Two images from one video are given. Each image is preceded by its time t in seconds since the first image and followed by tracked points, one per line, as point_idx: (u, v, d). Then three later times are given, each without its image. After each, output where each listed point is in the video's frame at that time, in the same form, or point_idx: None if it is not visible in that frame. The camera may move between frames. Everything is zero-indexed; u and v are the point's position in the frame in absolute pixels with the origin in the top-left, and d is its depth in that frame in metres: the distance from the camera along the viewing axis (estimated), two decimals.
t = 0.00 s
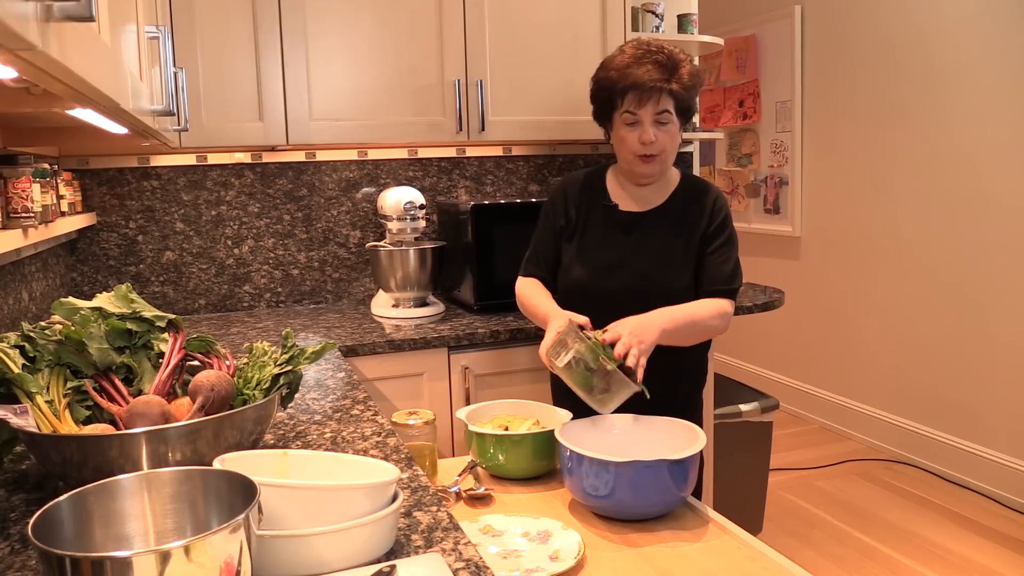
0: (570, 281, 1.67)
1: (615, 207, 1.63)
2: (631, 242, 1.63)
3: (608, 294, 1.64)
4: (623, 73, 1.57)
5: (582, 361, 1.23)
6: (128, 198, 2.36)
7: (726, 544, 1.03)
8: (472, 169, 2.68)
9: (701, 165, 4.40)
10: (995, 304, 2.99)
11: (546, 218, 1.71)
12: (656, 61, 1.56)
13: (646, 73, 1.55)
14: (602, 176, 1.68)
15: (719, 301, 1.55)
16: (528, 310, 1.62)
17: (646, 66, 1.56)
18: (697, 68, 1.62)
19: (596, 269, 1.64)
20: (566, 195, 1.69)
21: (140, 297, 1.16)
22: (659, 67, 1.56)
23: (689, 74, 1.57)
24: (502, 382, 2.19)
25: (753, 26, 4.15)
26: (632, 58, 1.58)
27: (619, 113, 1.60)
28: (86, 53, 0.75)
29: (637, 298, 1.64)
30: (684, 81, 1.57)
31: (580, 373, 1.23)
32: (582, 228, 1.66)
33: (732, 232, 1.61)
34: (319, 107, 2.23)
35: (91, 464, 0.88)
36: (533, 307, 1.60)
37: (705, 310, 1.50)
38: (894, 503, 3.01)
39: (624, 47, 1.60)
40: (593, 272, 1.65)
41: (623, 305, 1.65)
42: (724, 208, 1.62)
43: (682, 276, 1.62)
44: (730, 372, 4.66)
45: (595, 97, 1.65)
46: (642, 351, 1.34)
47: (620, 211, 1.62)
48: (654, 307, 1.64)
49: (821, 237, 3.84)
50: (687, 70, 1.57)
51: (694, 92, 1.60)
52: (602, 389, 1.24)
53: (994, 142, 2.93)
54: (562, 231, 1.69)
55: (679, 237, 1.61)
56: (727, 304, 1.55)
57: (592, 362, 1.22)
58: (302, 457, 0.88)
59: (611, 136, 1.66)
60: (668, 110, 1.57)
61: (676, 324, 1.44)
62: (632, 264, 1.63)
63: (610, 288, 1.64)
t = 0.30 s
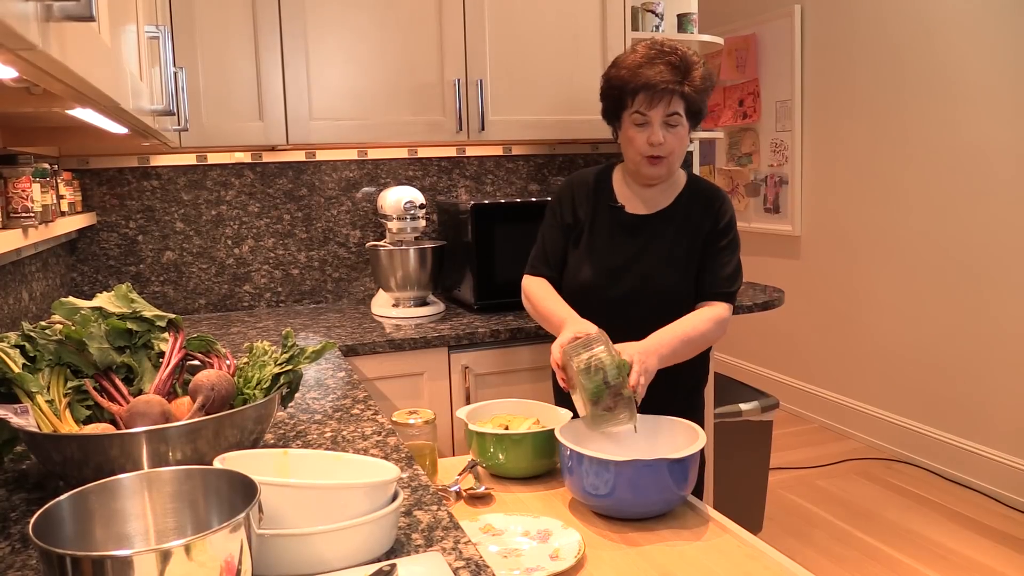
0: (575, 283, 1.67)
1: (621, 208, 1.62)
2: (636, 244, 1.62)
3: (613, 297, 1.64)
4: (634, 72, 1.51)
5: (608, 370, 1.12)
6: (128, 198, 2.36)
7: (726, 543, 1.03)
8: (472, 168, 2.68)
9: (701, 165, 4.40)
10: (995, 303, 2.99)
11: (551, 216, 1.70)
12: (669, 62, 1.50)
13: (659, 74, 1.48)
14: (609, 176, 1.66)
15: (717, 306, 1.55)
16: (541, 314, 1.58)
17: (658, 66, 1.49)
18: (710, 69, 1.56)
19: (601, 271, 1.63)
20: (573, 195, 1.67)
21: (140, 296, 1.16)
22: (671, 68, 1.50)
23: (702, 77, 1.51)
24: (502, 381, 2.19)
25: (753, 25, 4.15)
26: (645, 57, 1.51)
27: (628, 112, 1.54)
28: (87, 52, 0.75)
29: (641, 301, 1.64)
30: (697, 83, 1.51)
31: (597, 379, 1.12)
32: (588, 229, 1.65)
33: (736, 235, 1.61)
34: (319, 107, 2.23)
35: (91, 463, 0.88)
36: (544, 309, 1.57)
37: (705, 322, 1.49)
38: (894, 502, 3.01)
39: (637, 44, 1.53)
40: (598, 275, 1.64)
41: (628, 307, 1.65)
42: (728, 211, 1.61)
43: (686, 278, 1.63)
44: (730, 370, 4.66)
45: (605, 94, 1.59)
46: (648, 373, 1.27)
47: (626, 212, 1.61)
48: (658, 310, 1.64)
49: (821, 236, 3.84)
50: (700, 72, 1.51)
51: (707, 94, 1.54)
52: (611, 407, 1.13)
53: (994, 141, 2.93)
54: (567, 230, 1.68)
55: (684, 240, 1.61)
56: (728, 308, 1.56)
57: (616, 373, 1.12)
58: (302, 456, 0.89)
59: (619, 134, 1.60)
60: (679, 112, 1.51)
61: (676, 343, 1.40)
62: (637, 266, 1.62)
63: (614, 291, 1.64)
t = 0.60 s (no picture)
0: (577, 284, 1.67)
1: (625, 208, 1.62)
2: (638, 245, 1.62)
3: (615, 298, 1.64)
4: (636, 71, 1.51)
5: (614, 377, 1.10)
6: (128, 198, 2.36)
7: (726, 542, 1.03)
8: (472, 168, 2.68)
9: (701, 164, 4.40)
10: (995, 301, 2.98)
11: (553, 216, 1.70)
12: (672, 62, 1.50)
13: (661, 73, 1.48)
14: (611, 175, 1.66)
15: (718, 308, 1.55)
16: (546, 319, 1.56)
17: (661, 66, 1.49)
18: (715, 70, 1.55)
19: (603, 271, 1.63)
20: (575, 195, 1.67)
21: (140, 296, 1.16)
22: (675, 68, 1.50)
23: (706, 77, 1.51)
24: (502, 381, 2.19)
25: (752, 24, 4.15)
26: (649, 56, 1.51)
27: (630, 112, 1.54)
28: (86, 52, 0.75)
29: (643, 302, 1.64)
30: (700, 84, 1.51)
31: (602, 384, 1.10)
32: (591, 230, 1.65)
33: (738, 236, 1.62)
34: (319, 107, 2.23)
35: (91, 464, 0.88)
36: (548, 312, 1.56)
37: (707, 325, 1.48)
38: (894, 501, 3.01)
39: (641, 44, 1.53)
40: (600, 275, 1.64)
41: (629, 308, 1.65)
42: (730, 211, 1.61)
43: (687, 280, 1.63)
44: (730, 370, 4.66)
45: (608, 92, 1.59)
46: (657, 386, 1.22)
47: (629, 213, 1.61)
48: (659, 311, 1.65)
49: (821, 235, 3.84)
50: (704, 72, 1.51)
51: (711, 95, 1.54)
52: (612, 414, 1.11)
53: (994, 140, 2.93)
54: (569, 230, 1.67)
55: (686, 241, 1.61)
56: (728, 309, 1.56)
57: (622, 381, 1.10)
58: (302, 456, 0.89)
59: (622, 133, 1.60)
60: (681, 113, 1.50)
61: (678, 354, 1.36)
62: (639, 267, 1.62)
63: (616, 292, 1.64)
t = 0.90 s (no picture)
0: (577, 284, 1.67)
1: (625, 209, 1.61)
2: (639, 246, 1.62)
3: (616, 299, 1.64)
4: (636, 71, 1.50)
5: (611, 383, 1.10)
6: (128, 198, 2.37)
7: (726, 541, 1.03)
8: (472, 167, 2.68)
9: (700, 163, 4.40)
10: (994, 300, 2.99)
11: (553, 216, 1.70)
12: (672, 64, 1.50)
13: (661, 73, 1.48)
14: (611, 175, 1.66)
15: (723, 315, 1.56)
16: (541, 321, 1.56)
17: (661, 66, 1.49)
18: (714, 69, 1.55)
19: (603, 272, 1.63)
20: (575, 196, 1.67)
21: (139, 296, 1.16)
22: (674, 68, 1.50)
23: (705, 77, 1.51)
24: (502, 380, 2.19)
25: (752, 24, 4.15)
26: (649, 56, 1.51)
27: (629, 112, 1.54)
28: (85, 52, 0.75)
29: (643, 302, 1.64)
30: (700, 85, 1.51)
31: (598, 390, 1.10)
32: (591, 230, 1.65)
33: (738, 236, 1.62)
34: (318, 107, 2.23)
35: (90, 463, 0.88)
36: (543, 314, 1.56)
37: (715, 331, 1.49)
38: (894, 500, 3.01)
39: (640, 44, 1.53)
40: (601, 276, 1.64)
41: (630, 308, 1.65)
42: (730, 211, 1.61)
43: (688, 282, 1.63)
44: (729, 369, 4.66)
45: (607, 92, 1.59)
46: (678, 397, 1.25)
47: (630, 214, 1.61)
48: (660, 312, 1.65)
49: (820, 234, 3.84)
50: (703, 72, 1.51)
51: (710, 95, 1.54)
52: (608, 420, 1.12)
53: (993, 139, 2.93)
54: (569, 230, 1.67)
55: (686, 242, 1.61)
56: (730, 311, 1.57)
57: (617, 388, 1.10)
58: (302, 455, 0.89)
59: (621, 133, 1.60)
60: (681, 113, 1.50)
61: (697, 362, 1.38)
62: (639, 268, 1.62)
63: (617, 293, 1.64)
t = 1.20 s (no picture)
0: (578, 287, 1.67)
1: (625, 211, 1.61)
2: (639, 248, 1.62)
3: (617, 301, 1.64)
4: (636, 73, 1.51)
5: (608, 378, 1.11)
6: (128, 198, 2.37)
7: (726, 540, 1.03)
8: (471, 167, 2.68)
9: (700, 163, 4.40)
10: (993, 300, 2.99)
11: (553, 217, 1.70)
12: (673, 65, 1.50)
13: (662, 75, 1.48)
14: (611, 176, 1.66)
15: (724, 317, 1.57)
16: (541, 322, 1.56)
17: (662, 67, 1.49)
18: (715, 71, 1.55)
19: (604, 275, 1.63)
20: (575, 198, 1.67)
21: (139, 295, 1.16)
22: (676, 70, 1.50)
23: (706, 78, 1.51)
24: (502, 380, 2.19)
25: (751, 24, 4.15)
26: (649, 57, 1.51)
27: (630, 113, 1.54)
28: (86, 52, 0.75)
29: (645, 304, 1.64)
30: (701, 86, 1.51)
31: (594, 386, 1.11)
32: (591, 233, 1.65)
33: (738, 237, 1.62)
34: (318, 106, 2.23)
35: (91, 462, 0.88)
36: (541, 315, 1.56)
37: (715, 333, 1.50)
38: (893, 500, 3.01)
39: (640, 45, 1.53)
40: (601, 278, 1.64)
41: (631, 310, 1.65)
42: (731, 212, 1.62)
43: (688, 284, 1.63)
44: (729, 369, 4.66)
45: (607, 93, 1.59)
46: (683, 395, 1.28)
47: (630, 216, 1.61)
48: (661, 314, 1.65)
49: (820, 234, 3.84)
50: (705, 73, 1.51)
51: (711, 97, 1.54)
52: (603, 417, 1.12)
53: (993, 139, 2.93)
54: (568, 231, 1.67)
55: (687, 244, 1.61)
56: (731, 313, 1.58)
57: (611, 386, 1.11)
58: (302, 455, 0.89)
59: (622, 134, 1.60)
60: (682, 115, 1.51)
61: (700, 361, 1.39)
62: (640, 270, 1.63)
63: (617, 295, 1.64)
